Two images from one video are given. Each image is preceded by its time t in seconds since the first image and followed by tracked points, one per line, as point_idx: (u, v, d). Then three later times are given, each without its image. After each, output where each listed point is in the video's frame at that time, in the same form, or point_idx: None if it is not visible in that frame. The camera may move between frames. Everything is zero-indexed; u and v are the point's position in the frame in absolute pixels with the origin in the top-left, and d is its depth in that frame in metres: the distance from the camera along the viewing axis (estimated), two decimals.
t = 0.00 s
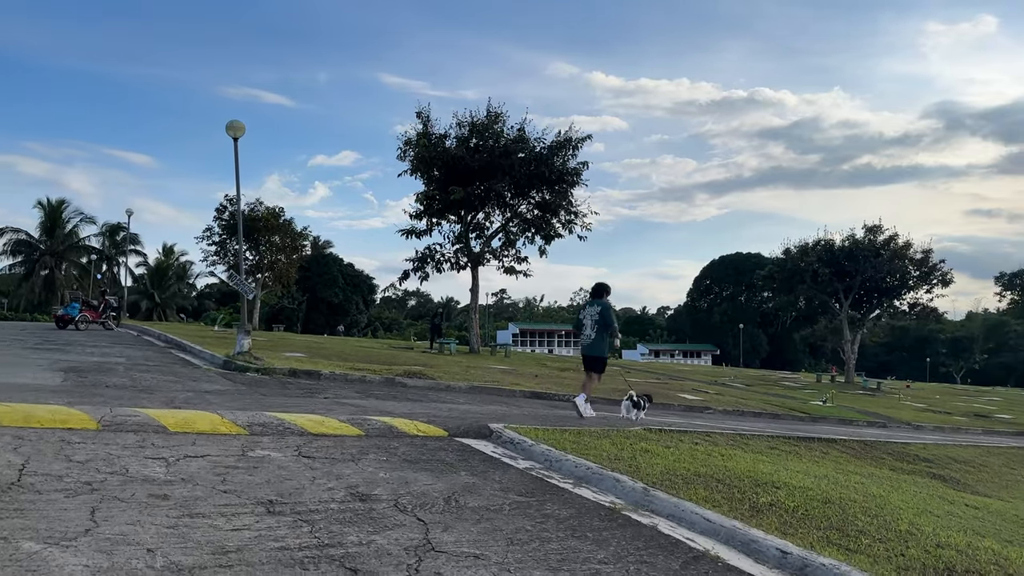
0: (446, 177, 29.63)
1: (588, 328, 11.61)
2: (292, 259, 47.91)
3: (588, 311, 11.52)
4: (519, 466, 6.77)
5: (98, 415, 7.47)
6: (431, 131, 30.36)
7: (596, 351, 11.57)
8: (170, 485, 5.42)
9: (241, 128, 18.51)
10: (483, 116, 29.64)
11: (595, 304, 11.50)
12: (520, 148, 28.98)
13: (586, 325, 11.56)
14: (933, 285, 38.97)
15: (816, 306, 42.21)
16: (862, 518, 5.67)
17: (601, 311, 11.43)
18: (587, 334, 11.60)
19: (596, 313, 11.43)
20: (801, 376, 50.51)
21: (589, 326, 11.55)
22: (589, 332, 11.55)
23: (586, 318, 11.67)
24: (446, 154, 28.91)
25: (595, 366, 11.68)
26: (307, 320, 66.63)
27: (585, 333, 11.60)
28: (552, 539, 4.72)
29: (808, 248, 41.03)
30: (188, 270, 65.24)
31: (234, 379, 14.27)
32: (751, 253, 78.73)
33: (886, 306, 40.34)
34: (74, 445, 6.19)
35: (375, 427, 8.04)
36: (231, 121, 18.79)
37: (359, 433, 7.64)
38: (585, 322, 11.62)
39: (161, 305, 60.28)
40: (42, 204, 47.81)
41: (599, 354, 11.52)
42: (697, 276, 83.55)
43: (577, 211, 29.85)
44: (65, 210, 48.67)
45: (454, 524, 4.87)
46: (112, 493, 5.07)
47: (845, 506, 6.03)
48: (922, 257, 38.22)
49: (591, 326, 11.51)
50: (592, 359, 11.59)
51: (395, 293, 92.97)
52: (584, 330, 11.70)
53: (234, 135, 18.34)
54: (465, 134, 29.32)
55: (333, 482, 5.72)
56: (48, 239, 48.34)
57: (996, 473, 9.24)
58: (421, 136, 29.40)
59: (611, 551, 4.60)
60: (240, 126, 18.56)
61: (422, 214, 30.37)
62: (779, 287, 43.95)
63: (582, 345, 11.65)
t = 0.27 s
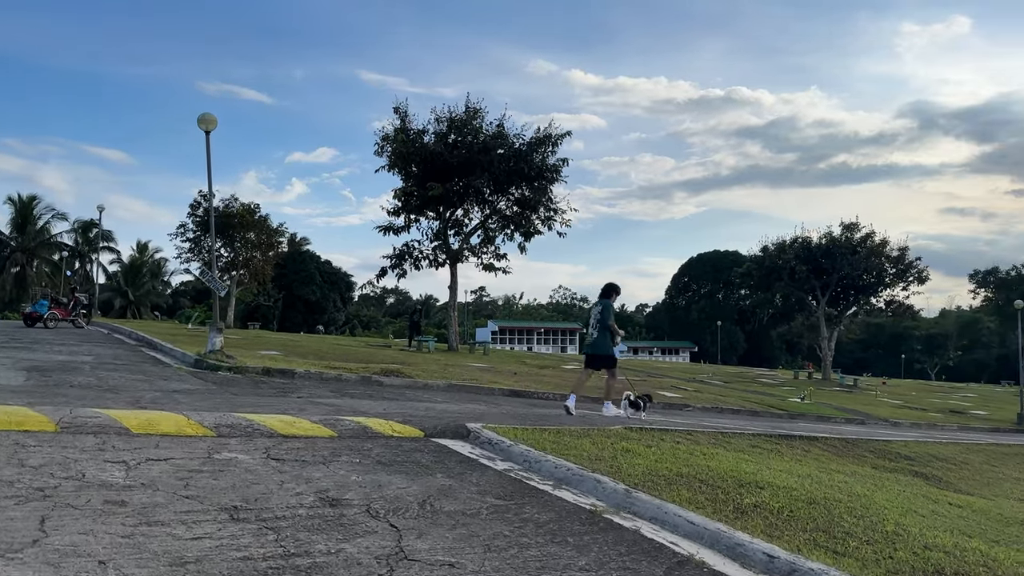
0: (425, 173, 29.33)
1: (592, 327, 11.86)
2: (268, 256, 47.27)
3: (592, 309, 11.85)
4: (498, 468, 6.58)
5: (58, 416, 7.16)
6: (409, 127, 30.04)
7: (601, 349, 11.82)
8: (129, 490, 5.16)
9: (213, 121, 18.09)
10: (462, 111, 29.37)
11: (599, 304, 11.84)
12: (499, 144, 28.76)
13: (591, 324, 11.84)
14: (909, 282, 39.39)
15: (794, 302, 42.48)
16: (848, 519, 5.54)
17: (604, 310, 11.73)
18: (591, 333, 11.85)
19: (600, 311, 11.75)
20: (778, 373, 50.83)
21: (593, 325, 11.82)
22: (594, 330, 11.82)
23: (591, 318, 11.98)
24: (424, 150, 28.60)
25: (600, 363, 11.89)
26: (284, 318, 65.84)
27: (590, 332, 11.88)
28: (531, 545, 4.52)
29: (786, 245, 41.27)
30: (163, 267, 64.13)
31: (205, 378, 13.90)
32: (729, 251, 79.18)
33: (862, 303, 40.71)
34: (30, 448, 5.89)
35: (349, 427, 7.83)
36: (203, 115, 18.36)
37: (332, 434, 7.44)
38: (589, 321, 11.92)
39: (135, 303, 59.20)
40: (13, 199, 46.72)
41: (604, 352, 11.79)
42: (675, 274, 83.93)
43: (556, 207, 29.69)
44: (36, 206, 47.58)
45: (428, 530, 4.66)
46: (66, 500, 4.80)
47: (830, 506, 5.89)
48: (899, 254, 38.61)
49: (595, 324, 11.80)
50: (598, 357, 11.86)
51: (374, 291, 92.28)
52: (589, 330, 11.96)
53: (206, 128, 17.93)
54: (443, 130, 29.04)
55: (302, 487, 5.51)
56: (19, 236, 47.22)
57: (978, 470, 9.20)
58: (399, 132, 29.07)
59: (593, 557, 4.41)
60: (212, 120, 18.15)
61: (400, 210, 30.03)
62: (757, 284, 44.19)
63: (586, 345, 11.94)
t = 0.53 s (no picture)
0: (396, 168, 28.94)
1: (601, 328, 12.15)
2: (237, 253, 46.43)
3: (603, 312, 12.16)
4: (467, 470, 6.34)
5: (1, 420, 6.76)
6: (381, 121, 29.60)
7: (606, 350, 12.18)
8: (73, 499, 4.84)
9: (176, 114, 17.55)
10: (434, 106, 29.01)
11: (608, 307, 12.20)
12: (472, 140, 28.46)
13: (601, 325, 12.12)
14: (879, 278, 39.91)
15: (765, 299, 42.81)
16: (827, 521, 5.38)
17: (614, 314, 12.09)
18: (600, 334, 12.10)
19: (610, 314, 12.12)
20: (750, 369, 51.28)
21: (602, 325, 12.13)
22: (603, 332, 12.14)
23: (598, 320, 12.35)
24: (396, 145, 28.20)
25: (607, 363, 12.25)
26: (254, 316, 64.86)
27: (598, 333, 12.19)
28: (500, 553, 4.29)
29: (757, 242, 41.55)
30: (130, 264, 62.77)
31: (167, 377, 13.45)
32: (702, 247, 79.72)
33: (833, 299, 41.16)
34: None
35: (312, 429, 7.60)
36: (165, 106, 17.81)
37: (294, 437, 7.22)
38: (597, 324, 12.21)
39: (103, 301, 57.86)
40: None
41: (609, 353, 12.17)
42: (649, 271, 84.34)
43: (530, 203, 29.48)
44: None
45: (390, 538, 4.41)
46: (1, 511, 4.45)
47: (808, 507, 5.75)
48: (869, 250, 39.08)
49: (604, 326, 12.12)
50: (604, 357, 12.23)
51: (346, 288, 91.36)
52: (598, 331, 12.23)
53: (169, 120, 17.39)
54: (415, 125, 28.66)
55: (259, 494, 5.26)
56: None
57: (951, 467, 9.17)
58: (370, 126, 28.58)
59: (564, 566, 4.20)
60: (175, 112, 17.60)
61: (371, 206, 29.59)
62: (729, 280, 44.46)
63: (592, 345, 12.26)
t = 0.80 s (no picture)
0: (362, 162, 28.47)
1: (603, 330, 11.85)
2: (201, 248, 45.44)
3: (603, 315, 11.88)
4: (429, 472, 6.13)
5: None
6: (346, 115, 29.09)
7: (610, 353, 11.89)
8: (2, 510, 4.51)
9: (132, 105, 16.97)
10: (401, 99, 28.58)
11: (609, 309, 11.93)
12: (440, 134, 28.12)
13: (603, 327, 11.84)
14: (844, 274, 40.48)
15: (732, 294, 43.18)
16: (797, 520, 5.26)
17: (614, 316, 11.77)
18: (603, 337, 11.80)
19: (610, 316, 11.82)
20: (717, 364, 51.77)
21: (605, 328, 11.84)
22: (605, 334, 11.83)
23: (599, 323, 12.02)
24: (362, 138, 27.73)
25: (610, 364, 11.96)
26: (218, 312, 63.70)
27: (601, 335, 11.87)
28: (459, 562, 4.08)
29: (725, 238, 41.86)
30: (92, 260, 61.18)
31: (121, 376, 12.97)
32: (670, 243, 80.29)
33: (798, 295, 41.67)
34: None
35: (268, 431, 7.38)
36: (120, 97, 17.21)
37: (249, 440, 7.01)
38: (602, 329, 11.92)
39: (63, 297, 56.33)
40: None
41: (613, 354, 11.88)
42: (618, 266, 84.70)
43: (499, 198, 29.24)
44: None
45: (344, 548, 4.19)
46: None
47: (778, 506, 5.63)
48: (834, 247, 39.61)
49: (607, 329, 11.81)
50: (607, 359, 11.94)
51: (314, 284, 90.23)
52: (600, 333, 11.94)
53: (125, 111, 16.81)
54: (382, 118, 28.21)
55: (206, 502, 5.04)
56: None
57: (918, 462, 9.19)
58: (335, 120, 28.08)
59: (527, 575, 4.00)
60: (131, 103, 17.02)
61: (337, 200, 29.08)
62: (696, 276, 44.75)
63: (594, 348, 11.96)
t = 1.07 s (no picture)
0: (324, 154, 27.91)
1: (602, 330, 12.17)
2: (158, 242, 44.23)
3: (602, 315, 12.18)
4: (387, 472, 5.91)
5: None
6: (307, 106, 28.49)
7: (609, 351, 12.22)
8: None
9: (81, 92, 16.29)
10: (364, 90, 28.07)
11: (607, 308, 12.35)
12: (404, 126, 27.69)
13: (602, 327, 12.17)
14: (805, 268, 41.10)
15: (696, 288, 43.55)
16: (767, 518, 5.14)
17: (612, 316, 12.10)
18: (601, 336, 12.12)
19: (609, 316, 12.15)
20: (681, 358, 52.24)
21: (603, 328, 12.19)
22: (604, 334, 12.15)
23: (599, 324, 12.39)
24: (324, 130, 27.17)
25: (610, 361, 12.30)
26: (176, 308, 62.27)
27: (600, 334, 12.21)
28: (417, 568, 3.87)
29: (688, 232, 42.15)
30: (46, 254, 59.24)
31: (68, 374, 12.42)
32: (635, 239, 80.78)
33: (760, 289, 42.21)
34: None
35: (219, 431, 7.09)
36: (69, 84, 16.53)
37: (199, 440, 6.72)
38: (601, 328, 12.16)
39: (16, 292, 54.51)
40: None
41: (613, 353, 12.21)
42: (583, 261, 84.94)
43: (464, 191, 28.92)
44: None
45: (295, 557, 3.95)
46: None
47: (747, 503, 5.50)
48: (795, 241, 40.16)
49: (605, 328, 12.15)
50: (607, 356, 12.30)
51: (277, 279, 88.76)
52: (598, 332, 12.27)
53: (73, 98, 16.12)
54: (344, 109, 27.67)
55: (148, 508, 4.74)
56: None
57: (882, 455, 9.22)
58: (296, 110, 27.44)
59: None
60: (80, 90, 16.33)
61: (298, 193, 28.46)
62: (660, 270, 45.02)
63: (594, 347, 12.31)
